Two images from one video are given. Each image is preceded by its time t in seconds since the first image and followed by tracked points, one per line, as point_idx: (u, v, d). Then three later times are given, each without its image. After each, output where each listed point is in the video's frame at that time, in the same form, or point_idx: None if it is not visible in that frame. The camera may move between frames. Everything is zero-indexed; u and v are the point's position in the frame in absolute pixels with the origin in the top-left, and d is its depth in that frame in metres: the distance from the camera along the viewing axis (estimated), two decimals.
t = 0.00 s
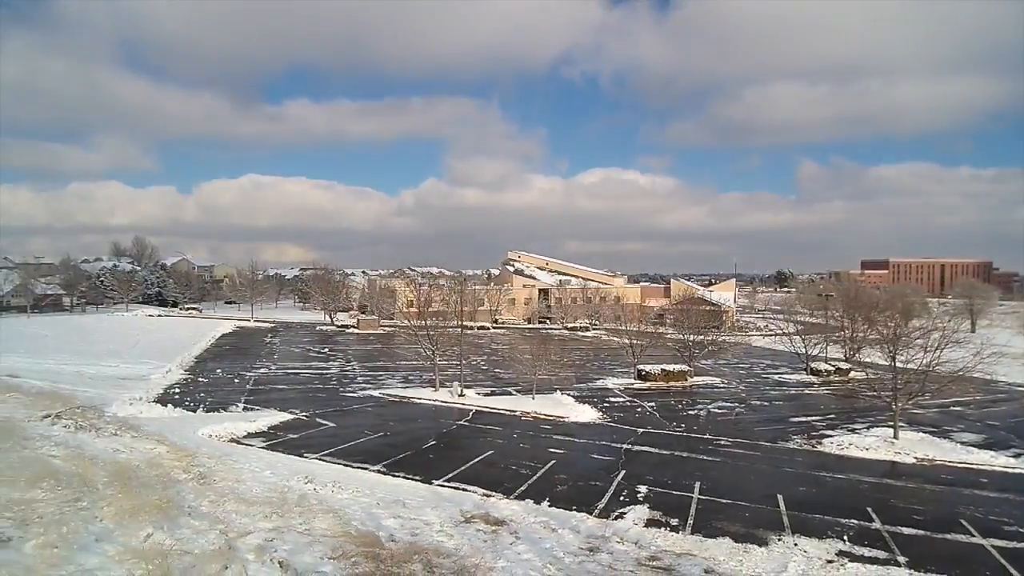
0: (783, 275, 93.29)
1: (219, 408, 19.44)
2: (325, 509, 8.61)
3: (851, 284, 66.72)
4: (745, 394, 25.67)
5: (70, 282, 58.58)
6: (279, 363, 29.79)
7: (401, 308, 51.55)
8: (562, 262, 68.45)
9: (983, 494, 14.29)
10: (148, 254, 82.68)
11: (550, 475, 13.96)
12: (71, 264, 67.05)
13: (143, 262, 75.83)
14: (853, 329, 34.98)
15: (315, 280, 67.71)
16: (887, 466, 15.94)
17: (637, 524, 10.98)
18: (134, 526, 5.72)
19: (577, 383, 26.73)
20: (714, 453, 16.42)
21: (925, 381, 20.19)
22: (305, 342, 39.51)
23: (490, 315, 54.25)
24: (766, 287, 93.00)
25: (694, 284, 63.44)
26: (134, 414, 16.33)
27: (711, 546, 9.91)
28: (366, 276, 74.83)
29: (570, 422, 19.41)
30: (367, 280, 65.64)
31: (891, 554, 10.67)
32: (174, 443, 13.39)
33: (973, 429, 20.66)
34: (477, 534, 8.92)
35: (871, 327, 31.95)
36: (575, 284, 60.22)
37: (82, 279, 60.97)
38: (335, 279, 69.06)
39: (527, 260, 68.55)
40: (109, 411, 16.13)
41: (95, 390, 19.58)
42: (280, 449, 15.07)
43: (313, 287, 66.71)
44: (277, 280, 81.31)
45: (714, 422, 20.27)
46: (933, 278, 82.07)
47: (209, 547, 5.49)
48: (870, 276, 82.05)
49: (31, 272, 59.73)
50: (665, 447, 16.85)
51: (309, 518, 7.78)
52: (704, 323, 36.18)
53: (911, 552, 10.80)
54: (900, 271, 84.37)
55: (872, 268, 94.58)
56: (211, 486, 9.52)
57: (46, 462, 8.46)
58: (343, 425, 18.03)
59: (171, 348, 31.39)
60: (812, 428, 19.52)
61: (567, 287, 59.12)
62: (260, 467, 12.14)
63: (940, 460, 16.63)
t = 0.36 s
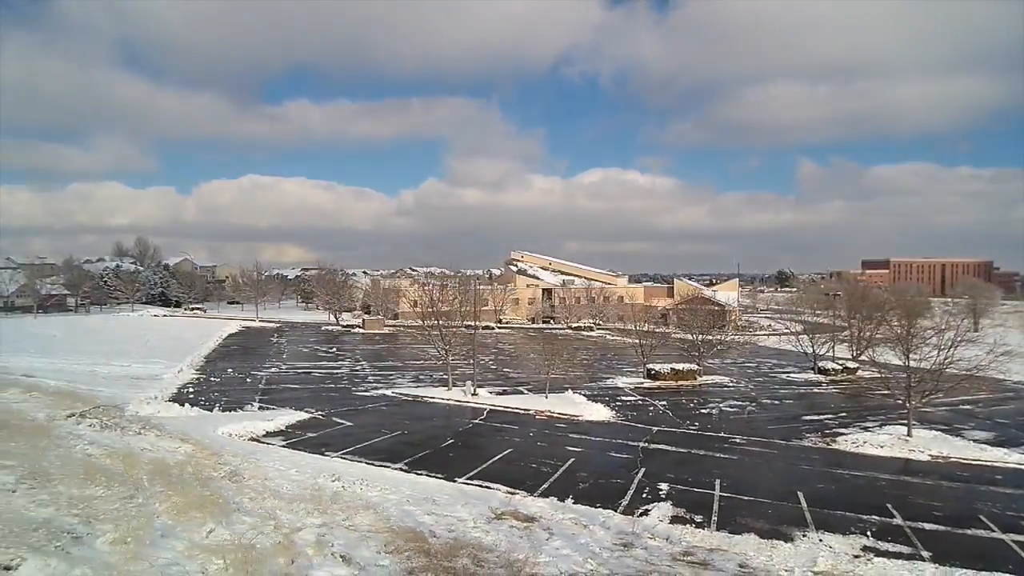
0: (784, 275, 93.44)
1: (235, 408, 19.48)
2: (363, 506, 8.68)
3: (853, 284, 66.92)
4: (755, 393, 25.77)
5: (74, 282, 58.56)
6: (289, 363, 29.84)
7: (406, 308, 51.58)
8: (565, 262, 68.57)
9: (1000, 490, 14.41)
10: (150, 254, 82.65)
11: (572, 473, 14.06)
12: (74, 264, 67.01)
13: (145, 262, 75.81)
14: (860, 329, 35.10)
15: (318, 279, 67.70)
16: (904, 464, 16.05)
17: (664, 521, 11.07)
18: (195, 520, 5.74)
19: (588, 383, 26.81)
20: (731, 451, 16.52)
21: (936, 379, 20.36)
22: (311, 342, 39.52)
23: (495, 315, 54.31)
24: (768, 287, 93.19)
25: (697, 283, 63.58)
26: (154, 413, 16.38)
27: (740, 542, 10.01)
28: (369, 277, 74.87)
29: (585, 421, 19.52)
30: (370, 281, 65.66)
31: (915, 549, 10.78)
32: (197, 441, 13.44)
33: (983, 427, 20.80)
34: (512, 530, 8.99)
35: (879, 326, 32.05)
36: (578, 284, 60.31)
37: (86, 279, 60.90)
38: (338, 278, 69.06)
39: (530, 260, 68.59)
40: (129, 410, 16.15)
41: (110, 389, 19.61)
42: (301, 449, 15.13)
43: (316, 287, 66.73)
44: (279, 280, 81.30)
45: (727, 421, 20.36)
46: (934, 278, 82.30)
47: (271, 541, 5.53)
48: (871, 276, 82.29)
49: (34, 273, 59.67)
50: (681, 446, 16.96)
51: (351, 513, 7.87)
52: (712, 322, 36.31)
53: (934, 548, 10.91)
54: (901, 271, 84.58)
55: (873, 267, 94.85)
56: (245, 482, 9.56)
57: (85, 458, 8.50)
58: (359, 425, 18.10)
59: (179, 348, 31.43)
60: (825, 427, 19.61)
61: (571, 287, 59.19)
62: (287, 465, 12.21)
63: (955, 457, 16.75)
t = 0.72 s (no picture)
0: (785, 275, 93.56)
1: (248, 408, 19.54)
2: (394, 505, 8.74)
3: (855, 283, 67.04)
4: (763, 392, 25.88)
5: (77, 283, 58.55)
6: (298, 364, 29.91)
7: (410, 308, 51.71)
8: (568, 262, 68.62)
9: (1015, 488, 14.50)
10: (152, 255, 82.73)
11: (589, 472, 14.14)
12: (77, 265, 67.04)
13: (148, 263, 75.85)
14: (865, 328, 35.14)
15: (321, 279, 67.78)
16: (916, 462, 16.16)
17: (685, 520, 11.15)
18: (246, 519, 5.76)
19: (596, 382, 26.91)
20: (745, 450, 16.62)
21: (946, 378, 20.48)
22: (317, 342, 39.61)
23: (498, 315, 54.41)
24: (769, 286, 93.34)
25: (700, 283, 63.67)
26: (170, 413, 16.45)
27: (764, 540, 10.08)
28: (371, 277, 74.91)
29: (597, 421, 19.62)
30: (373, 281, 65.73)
31: (935, 547, 10.86)
32: (217, 441, 13.50)
33: (992, 426, 20.88)
34: (540, 529, 9.05)
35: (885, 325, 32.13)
36: (581, 284, 60.40)
37: (89, 279, 60.94)
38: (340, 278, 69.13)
39: (532, 260, 68.68)
40: (145, 410, 16.23)
41: (123, 389, 19.65)
42: (318, 448, 15.20)
43: (319, 287, 66.71)
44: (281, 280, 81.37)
45: (738, 420, 20.45)
46: (935, 277, 82.52)
47: (321, 541, 5.56)
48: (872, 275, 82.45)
49: (38, 274, 59.71)
50: (695, 445, 17.04)
51: (385, 513, 7.92)
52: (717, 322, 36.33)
53: (954, 545, 10.99)
54: (902, 271, 84.66)
55: (873, 266, 95.05)
56: (273, 480, 9.64)
57: (118, 458, 8.54)
58: (373, 425, 18.16)
59: (186, 348, 31.48)
60: (836, 426, 19.71)
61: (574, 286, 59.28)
62: (308, 464, 12.26)
63: (967, 455, 16.84)
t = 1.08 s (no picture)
0: (786, 274, 93.72)
1: (258, 409, 19.60)
2: (418, 507, 8.80)
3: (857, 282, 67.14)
4: (769, 392, 25.96)
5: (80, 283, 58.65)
6: (304, 364, 29.96)
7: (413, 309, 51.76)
8: (569, 262, 68.67)
9: None
10: (154, 255, 82.89)
11: (603, 473, 14.20)
12: (80, 265, 67.15)
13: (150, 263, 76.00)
14: (869, 328, 35.23)
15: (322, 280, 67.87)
16: (927, 462, 16.23)
17: (702, 521, 11.22)
18: (286, 523, 5.81)
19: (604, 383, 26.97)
20: (756, 450, 16.69)
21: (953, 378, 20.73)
22: (321, 342, 39.67)
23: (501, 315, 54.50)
24: (770, 286, 93.49)
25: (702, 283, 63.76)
26: (182, 414, 16.49)
27: (782, 540, 10.14)
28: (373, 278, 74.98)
29: (607, 421, 19.70)
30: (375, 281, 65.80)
31: (951, 546, 10.92)
32: (232, 442, 13.57)
33: (999, 425, 20.77)
34: (562, 530, 9.11)
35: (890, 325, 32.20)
36: (583, 284, 60.48)
37: (91, 280, 61.03)
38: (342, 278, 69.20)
39: (534, 260, 68.75)
40: (158, 411, 16.28)
41: (134, 390, 19.76)
42: (331, 450, 15.25)
43: (321, 288, 66.82)
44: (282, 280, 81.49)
45: (747, 420, 20.53)
46: (935, 277, 82.63)
47: (361, 543, 5.65)
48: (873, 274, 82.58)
49: (41, 274, 59.84)
50: (705, 445, 17.14)
51: (412, 515, 7.98)
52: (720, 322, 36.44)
53: (969, 544, 11.05)
54: (903, 270, 84.81)
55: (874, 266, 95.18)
56: (296, 481, 9.70)
57: (144, 459, 8.60)
58: (384, 425, 18.26)
59: (192, 349, 31.58)
60: (846, 427, 19.79)
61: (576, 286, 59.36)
62: (325, 464, 12.34)
63: (977, 455, 16.89)
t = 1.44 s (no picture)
0: (787, 274, 93.87)
1: (266, 409, 19.67)
2: (438, 507, 8.86)
3: (858, 282, 67.22)
4: (773, 392, 26.07)
5: (82, 284, 58.68)
6: (309, 365, 30.03)
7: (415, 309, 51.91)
8: (571, 262, 68.70)
9: None
10: (155, 254, 82.99)
11: (614, 474, 14.26)
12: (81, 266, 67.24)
13: (152, 264, 76.14)
14: (873, 328, 35.31)
15: (324, 280, 67.91)
16: (935, 462, 16.32)
17: (715, 521, 11.28)
18: (319, 525, 5.89)
19: (608, 383, 27.06)
20: (764, 450, 16.77)
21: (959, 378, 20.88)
22: (324, 342, 39.72)
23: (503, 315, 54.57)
24: (770, 285, 93.63)
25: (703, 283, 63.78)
26: (192, 415, 16.57)
27: (796, 540, 10.21)
28: (374, 278, 74.99)
29: (614, 421, 19.79)
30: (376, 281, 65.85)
31: (964, 545, 10.97)
32: (245, 442, 13.64)
33: (1005, 425, 20.79)
34: (579, 530, 9.18)
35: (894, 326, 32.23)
36: (584, 284, 60.54)
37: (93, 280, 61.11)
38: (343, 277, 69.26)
39: (536, 260, 68.81)
40: (168, 411, 16.35)
41: (143, 391, 19.80)
42: (342, 450, 15.34)
43: (322, 288, 66.84)
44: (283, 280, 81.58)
45: (754, 420, 20.61)
46: (935, 276, 82.82)
47: (391, 545, 5.72)
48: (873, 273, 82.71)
49: (43, 275, 59.95)
50: (714, 445, 17.21)
51: (434, 516, 8.05)
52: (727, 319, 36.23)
53: (981, 543, 11.09)
54: (903, 270, 84.98)
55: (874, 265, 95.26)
56: (313, 481, 9.79)
57: (165, 461, 8.64)
58: (393, 426, 18.33)
59: (197, 350, 31.62)
60: (852, 427, 19.88)
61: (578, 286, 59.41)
62: (339, 465, 12.39)
63: (984, 455, 16.97)
